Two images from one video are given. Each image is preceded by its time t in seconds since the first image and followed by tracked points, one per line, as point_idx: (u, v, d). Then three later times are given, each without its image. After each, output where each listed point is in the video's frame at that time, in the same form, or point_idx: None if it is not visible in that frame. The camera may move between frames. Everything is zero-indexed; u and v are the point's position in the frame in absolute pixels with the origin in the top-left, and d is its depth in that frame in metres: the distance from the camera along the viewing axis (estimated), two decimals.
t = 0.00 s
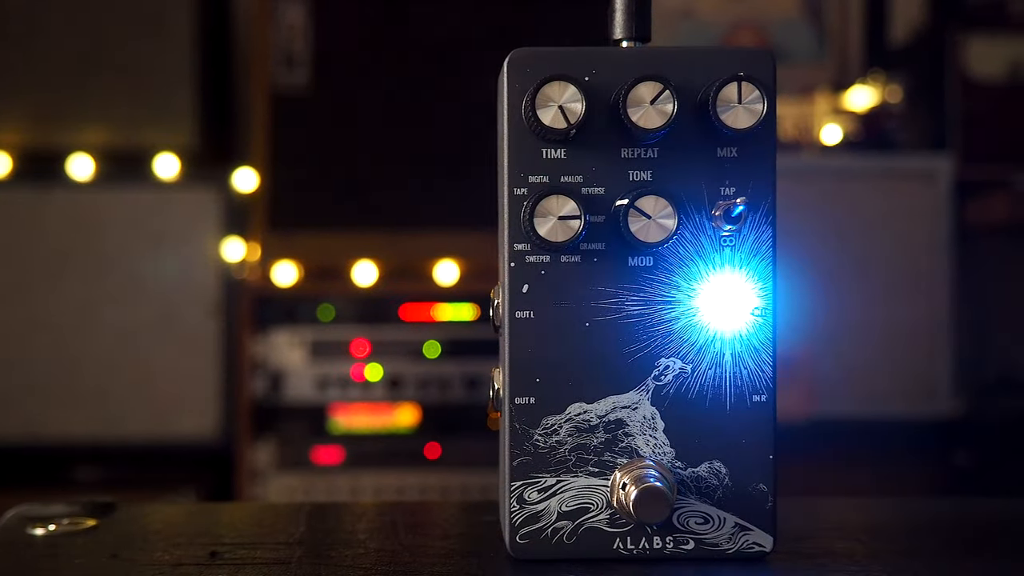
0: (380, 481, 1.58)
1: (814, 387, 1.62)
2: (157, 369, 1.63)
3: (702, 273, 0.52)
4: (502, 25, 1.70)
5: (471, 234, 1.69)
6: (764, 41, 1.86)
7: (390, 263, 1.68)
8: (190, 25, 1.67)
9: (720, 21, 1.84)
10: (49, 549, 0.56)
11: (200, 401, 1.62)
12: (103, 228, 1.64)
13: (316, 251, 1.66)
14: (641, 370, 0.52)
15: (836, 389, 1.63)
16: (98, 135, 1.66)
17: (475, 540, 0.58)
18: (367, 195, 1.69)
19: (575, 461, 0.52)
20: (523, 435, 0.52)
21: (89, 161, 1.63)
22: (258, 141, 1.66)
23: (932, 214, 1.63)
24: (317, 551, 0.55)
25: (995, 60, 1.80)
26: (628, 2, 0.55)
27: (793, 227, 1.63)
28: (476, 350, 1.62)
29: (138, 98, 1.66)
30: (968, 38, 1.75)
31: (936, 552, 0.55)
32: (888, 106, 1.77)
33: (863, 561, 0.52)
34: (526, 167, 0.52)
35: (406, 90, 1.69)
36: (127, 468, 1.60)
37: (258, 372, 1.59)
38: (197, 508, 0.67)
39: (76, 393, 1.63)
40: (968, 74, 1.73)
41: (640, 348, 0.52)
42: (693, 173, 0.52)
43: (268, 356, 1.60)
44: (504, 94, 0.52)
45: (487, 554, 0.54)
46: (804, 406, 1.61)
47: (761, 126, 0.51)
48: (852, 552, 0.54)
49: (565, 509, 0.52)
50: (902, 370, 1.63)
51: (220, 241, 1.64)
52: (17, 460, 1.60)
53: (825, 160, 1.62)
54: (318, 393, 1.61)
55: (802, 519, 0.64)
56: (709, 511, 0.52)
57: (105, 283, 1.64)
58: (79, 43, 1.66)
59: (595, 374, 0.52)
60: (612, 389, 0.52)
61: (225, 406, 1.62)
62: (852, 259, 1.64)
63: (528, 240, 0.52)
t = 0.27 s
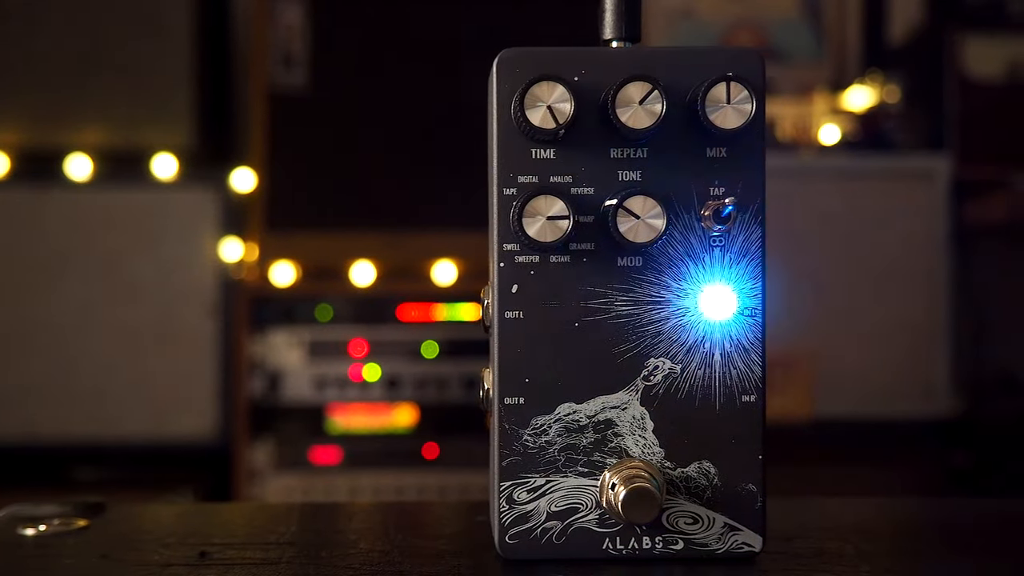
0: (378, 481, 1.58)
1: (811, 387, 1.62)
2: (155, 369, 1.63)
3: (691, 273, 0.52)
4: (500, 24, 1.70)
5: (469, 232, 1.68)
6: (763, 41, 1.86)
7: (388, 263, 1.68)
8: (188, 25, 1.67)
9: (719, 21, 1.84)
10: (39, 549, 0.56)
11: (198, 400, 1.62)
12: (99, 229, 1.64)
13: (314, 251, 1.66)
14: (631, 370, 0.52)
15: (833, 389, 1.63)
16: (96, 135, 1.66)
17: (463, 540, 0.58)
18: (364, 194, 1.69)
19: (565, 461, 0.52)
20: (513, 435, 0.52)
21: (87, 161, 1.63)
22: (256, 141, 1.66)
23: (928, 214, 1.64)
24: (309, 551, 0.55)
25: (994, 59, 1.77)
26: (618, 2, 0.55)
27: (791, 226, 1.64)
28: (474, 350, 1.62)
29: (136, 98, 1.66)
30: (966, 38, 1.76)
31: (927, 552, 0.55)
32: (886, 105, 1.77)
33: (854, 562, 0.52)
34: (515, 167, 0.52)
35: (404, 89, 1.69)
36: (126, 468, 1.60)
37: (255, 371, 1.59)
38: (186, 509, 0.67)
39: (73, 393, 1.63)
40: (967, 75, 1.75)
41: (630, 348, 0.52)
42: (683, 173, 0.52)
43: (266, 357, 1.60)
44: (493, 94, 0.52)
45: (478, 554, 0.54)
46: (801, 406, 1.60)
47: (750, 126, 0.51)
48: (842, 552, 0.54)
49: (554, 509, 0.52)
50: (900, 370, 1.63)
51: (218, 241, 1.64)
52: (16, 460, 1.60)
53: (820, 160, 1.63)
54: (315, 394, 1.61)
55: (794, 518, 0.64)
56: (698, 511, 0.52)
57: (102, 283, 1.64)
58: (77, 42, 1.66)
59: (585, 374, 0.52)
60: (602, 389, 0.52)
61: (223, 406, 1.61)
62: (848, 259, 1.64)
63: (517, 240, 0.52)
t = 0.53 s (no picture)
0: (376, 481, 1.60)
1: (809, 388, 1.62)
2: (153, 370, 1.62)
3: (680, 273, 0.53)
4: (497, 25, 1.70)
5: (465, 235, 1.70)
6: (760, 42, 1.86)
7: (385, 263, 1.69)
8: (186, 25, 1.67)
9: (716, 22, 1.85)
10: (29, 549, 0.57)
11: (196, 401, 1.61)
12: (97, 229, 1.62)
13: (311, 250, 1.67)
14: (619, 370, 0.52)
15: (832, 390, 1.62)
16: (95, 135, 1.66)
17: (452, 539, 0.58)
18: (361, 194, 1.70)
19: (554, 461, 0.52)
20: (501, 436, 0.52)
21: (86, 161, 1.62)
22: (253, 141, 1.68)
23: (926, 214, 1.64)
24: (299, 551, 0.55)
25: (990, 59, 1.76)
26: (608, 2, 0.55)
27: (790, 226, 1.64)
28: (472, 350, 1.62)
29: (134, 98, 1.66)
30: (963, 39, 1.76)
31: (918, 552, 0.55)
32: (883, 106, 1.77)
33: (844, 561, 0.52)
34: (504, 167, 0.52)
35: (401, 90, 1.70)
36: (123, 469, 1.59)
37: (253, 371, 1.60)
38: (175, 509, 0.67)
39: (71, 393, 1.61)
40: (964, 75, 1.76)
41: (618, 348, 0.52)
42: (671, 174, 0.52)
43: (264, 357, 1.60)
44: (481, 94, 0.52)
45: (467, 554, 0.55)
46: (799, 406, 1.61)
47: (739, 126, 0.51)
48: (832, 552, 0.54)
49: (543, 509, 0.52)
50: (898, 371, 1.63)
51: (215, 241, 1.62)
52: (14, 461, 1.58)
53: (818, 160, 1.64)
54: (314, 393, 1.61)
55: (785, 518, 0.64)
56: (687, 511, 0.52)
57: (99, 283, 1.63)
58: (76, 43, 1.67)
59: (573, 373, 0.52)
60: (590, 389, 0.52)
61: (221, 407, 1.60)
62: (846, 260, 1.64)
63: (506, 240, 0.52)
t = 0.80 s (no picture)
0: (373, 481, 1.60)
1: (806, 387, 1.62)
2: (151, 371, 1.62)
3: (668, 273, 0.52)
4: (494, 25, 1.70)
5: (463, 236, 1.70)
6: (757, 42, 1.87)
7: (382, 262, 1.68)
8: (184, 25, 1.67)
9: (713, 23, 1.86)
10: (18, 549, 0.57)
11: (194, 401, 1.61)
12: (94, 229, 1.62)
13: (308, 250, 1.67)
14: (607, 370, 0.52)
15: (827, 389, 1.63)
16: (93, 135, 1.67)
17: (439, 540, 0.58)
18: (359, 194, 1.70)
19: (542, 461, 0.52)
20: (489, 436, 0.52)
21: (83, 161, 1.61)
22: (251, 141, 1.68)
23: (924, 214, 1.64)
24: (289, 551, 0.55)
25: (987, 60, 1.77)
26: (596, 3, 0.55)
27: (790, 227, 1.63)
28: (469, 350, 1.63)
29: (132, 98, 1.67)
30: (961, 39, 1.77)
31: (908, 552, 0.55)
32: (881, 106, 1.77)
33: (833, 562, 0.52)
34: (492, 166, 0.52)
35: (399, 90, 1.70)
36: (119, 470, 1.59)
37: (251, 372, 1.61)
38: (158, 511, 0.67)
39: (68, 394, 1.61)
40: (963, 76, 1.76)
41: (606, 349, 0.52)
42: (659, 174, 0.52)
43: (262, 356, 1.61)
44: (470, 94, 0.52)
45: (456, 554, 0.55)
46: (795, 405, 1.61)
47: (726, 127, 0.51)
48: (822, 552, 0.54)
49: (531, 509, 0.52)
50: (895, 371, 1.63)
51: (212, 241, 1.61)
52: (9, 462, 1.59)
53: (816, 160, 1.63)
54: (311, 393, 1.62)
55: (777, 518, 0.64)
56: (675, 511, 0.52)
57: (95, 284, 1.62)
58: (73, 43, 1.66)
59: (561, 374, 0.52)
60: (579, 389, 0.52)
61: (218, 406, 1.60)
62: (845, 260, 1.64)
63: (494, 240, 0.52)
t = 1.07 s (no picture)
0: (371, 481, 1.61)
1: (804, 388, 1.62)
2: (148, 371, 1.62)
3: (656, 273, 0.53)
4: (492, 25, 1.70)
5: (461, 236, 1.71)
6: (756, 42, 1.86)
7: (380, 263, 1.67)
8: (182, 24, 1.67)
9: (712, 23, 1.86)
10: (8, 549, 0.57)
11: (192, 401, 1.61)
12: (93, 229, 1.62)
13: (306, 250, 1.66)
14: (596, 370, 0.52)
15: (825, 389, 1.63)
16: (90, 135, 1.66)
17: (428, 540, 0.59)
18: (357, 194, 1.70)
19: (530, 461, 0.52)
20: (478, 436, 0.52)
21: (81, 161, 1.62)
22: (250, 142, 1.67)
23: (922, 214, 1.64)
24: (279, 550, 0.55)
25: (986, 60, 1.77)
26: (585, 3, 0.55)
27: (787, 227, 1.64)
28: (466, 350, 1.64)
29: (130, 98, 1.66)
30: (959, 39, 1.77)
31: (896, 552, 0.55)
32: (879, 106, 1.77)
33: (822, 561, 0.52)
34: (480, 167, 0.52)
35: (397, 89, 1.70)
36: (117, 470, 1.59)
37: (249, 372, 1.62)
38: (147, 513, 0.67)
39: (65, 393, 1.61)
40: (961, 75, 1.76)
41: (595, 348, 0.52)
42: (648, 174, 0.52)
43: (260, 357, 1.62)
44: (458, 94, 0.52)
45: (446, 554, 0.54)
46: (793, 406, 1.61)
47: (715, 126, 0.51)
48: (811, 552, 0.54)
49: (520, 509, 0.52)
50: (893, 371, 1.63)
51: (211, 241, 1.62)
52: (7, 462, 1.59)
53: (814, 160, 1.63)
54: (309, 394, 1.63)
55: (770, 518, 0.64)
56: (663, 511, 0.52)
57: (93, 284, 1.63)
58: (71, 42, 1.66)
59: (550, 374, 0.52)
60: (567, 389, 0.52)
61: (216, 406, 1.60)
62: (842, 260, 1.64)
63: (482, 240, 0.52)
